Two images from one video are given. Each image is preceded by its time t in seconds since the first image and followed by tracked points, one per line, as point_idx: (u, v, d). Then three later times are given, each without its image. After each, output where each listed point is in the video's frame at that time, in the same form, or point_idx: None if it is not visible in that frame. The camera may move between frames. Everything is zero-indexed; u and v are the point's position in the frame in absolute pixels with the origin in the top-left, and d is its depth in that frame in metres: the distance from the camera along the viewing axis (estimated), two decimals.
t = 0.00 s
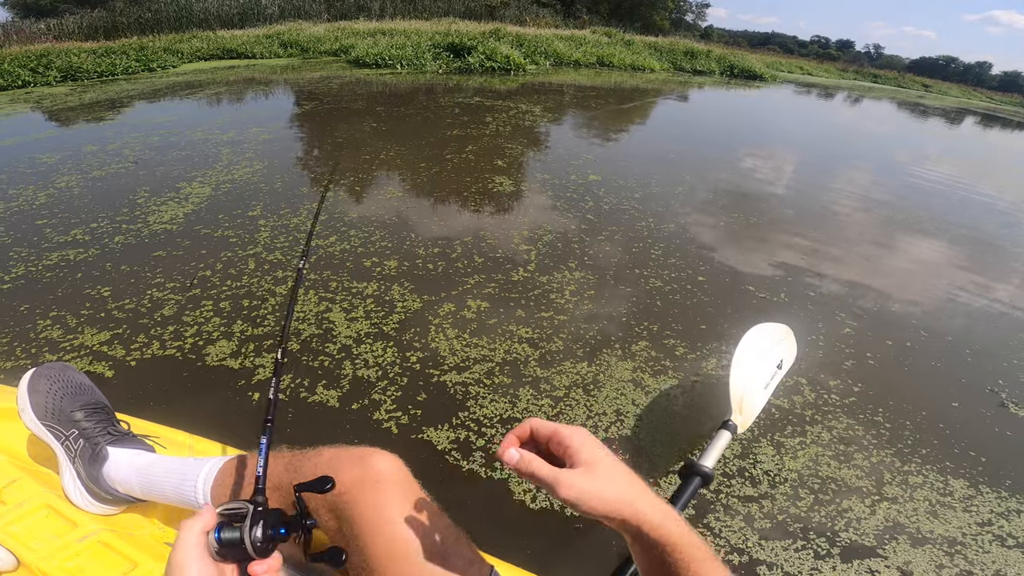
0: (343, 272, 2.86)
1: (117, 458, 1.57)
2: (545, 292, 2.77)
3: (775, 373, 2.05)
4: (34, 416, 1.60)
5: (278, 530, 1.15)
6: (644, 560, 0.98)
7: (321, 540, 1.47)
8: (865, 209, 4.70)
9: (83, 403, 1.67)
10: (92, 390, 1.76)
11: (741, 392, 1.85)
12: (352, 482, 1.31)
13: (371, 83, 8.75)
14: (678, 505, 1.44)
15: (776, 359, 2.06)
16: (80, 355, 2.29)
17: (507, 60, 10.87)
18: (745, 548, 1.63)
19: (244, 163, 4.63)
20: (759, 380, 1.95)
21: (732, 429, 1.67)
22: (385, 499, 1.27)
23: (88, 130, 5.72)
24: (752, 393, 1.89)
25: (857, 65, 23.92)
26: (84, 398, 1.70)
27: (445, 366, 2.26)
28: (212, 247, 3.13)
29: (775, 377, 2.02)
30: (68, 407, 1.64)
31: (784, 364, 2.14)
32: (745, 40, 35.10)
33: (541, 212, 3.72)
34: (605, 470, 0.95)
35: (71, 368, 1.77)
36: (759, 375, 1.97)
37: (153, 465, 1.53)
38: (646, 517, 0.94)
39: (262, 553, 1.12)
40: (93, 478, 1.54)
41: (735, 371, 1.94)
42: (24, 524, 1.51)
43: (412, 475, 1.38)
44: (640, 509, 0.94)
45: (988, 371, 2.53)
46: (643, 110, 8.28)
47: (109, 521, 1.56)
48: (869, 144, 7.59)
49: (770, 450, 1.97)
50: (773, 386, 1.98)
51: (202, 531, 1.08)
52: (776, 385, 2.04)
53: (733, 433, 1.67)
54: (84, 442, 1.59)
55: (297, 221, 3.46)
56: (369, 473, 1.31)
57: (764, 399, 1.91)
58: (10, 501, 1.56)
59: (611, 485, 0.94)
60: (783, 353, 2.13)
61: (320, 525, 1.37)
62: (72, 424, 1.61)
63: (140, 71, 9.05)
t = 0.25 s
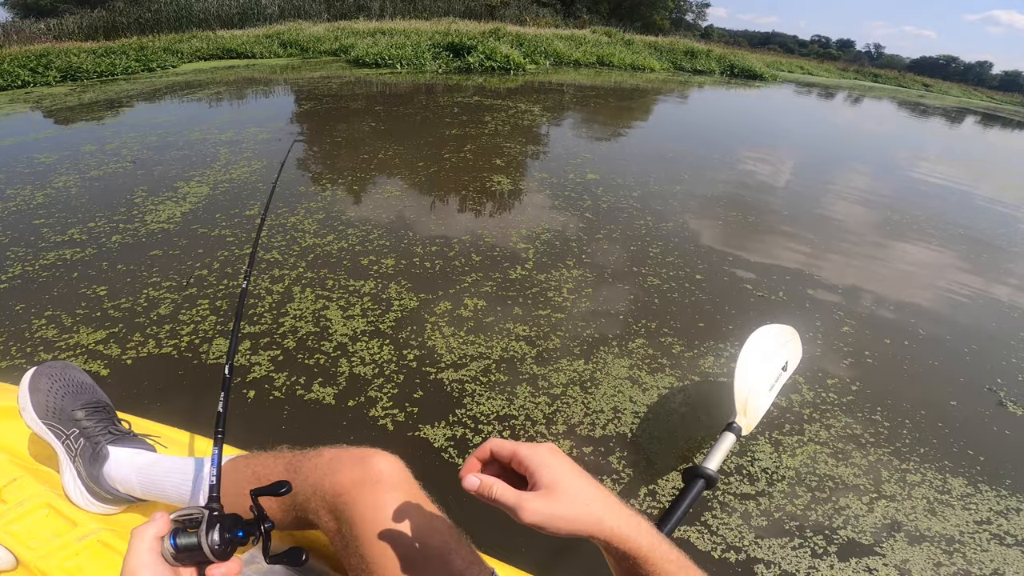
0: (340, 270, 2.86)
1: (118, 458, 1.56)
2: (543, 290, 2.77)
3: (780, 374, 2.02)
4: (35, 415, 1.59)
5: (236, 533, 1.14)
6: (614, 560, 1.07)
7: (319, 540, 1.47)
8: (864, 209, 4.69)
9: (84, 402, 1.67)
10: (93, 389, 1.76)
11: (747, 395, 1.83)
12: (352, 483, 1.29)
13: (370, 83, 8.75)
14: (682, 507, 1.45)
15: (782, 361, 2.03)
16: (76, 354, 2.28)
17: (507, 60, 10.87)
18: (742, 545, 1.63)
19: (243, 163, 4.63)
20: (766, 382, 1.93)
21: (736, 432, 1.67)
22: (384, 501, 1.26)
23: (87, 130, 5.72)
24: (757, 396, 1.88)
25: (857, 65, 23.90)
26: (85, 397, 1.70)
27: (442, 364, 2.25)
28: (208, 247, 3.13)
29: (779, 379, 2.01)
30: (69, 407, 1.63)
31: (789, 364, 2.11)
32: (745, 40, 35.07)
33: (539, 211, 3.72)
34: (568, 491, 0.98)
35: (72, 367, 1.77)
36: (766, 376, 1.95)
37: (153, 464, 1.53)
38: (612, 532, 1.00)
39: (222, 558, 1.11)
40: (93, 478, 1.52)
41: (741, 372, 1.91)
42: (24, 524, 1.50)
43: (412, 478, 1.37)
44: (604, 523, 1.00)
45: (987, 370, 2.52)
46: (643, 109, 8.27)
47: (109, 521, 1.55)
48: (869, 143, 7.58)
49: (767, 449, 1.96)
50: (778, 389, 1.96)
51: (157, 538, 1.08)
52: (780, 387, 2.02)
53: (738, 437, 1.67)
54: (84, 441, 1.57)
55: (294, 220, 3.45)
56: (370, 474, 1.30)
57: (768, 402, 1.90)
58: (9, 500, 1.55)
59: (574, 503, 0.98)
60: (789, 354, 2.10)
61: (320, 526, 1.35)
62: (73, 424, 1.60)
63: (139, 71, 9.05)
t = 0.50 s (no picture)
0: (339, 269, 2.86)
1: (121, 456, 1.54)
2: (541, 289, 2.77)
3: (784, 376, 2.05)
4: (41, 414, 1.59)
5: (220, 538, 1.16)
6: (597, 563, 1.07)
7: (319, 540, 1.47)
8: (863, 208, 4.69)
9: (90, 400, 1.66)
10: (99, 386, 1.75)
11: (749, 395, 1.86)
12: (353, 483, 1.29)
13: (370, 83, 8.75)
14: (687, 507, 1.53)
15: (787, 362, 2.07)
16: (74, 353, 2.29)
17: (507, 60, 10.87)
18: (737, 543, 1.63)
19: (242, 163, 4.64)
20: (769, 383, 1.96)
21: (738, 433, 1.73)
22: (385, 501, 1.26)
23: (87, 130, 5.72)
24: (760, 395, 1.91)
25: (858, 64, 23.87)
26: (91, 395, 1.69)
27: (439, 362, 2.25)
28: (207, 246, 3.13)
29: (784, 380, 2.03)
30: (74, 404, 1.63)
31: (794, 366, 2.14)
32: (746, 40, 35.02)
33: (537, 210, 3.72)
34: (548, 497, 1.00)
35: (78, 365, 1.77)
36: (770, 377, 1.97)
37: (156, 463, 1.51)
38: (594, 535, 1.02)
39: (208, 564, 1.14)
40: (97, 476, 1.51)
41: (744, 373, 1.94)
42: (28, 522, 1.51)
43: (412, 478, 1.37)
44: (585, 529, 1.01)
45: (985, 369, 2.52)
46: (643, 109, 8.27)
47: (113, 518, 1.55)
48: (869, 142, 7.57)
49: (764, 448, 1.96)
50: (783, 389, 1.99)
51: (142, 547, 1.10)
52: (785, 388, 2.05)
53: (739, 437, 1.73)
54: (88, 440, 1.57)
55: (293, 219, 3.45)
56: (371, 474, 1.30)
57: (773, 402, 1.92)
58: (12, 498, 1.56)
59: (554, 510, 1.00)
60: (793, 356, 2.13)
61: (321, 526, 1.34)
62: (78, 422, 1.59)
63: (140, 71, 9.05)
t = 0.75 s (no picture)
0: (336, 267, 2.86)
1: (126, 453, 1.57)
2: (538, 287, 2.77)
3: (789, 376, 2.02)
4: (46, 410, 1.58)
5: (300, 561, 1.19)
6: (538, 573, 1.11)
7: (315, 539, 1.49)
8: (862, 207, 4.69)
9: (95, 397, 1.65)
10: (103, 383, 1.75)
11: (754, 396, 1.85)
12: (352, 481, 1.36)
13: (370, 82, 8.76)
14: (692, 506, 1.54)
15: (791, 362, 2.03)
16: (72, 352, 2.29)
17: (507, 59, 10.86)
18: (733, 540, 1.63)
19: (241, 162, 4.64)
20: (774, 383, 1.93)
21: (742, 433, 1.75)
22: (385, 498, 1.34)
23: (86, 129, 5.73)
24: (765, 396, 1.88)
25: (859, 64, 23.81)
26: (96, 392, 1.68)
27: (437, 359, 2.26)
28: (205, 245, 3.13)
29: (789, 380, 2.00)
30: (79, 401, 1.62)
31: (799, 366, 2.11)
32: (747, 39, 34.98)
33: (536, 209, 3.72)
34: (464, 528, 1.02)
35: (82, 361, 1.75)
36: (774, 377, 1.95)
37: (160, 460, 1.53)
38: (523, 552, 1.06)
39: None
40: (101, 473, 1.53)
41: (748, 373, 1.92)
42: (32, 518, 1.50)
43: (411, 475, 1.47)
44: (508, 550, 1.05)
45: (982, 367, 2.53)
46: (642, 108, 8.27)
47: (116, 516, 1.55)
48: (869, 142, 7.56)
49: (760, 445, 1.96)
50: (787, 389, 1.96)
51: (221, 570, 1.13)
52: (789, 388, 2.02)
53: (743, 437, 1.74)
54: (93, 437, 1.57)
55: (291, 218, 3.46)
56: (371, 473, 1.38)
57: (777, 402, 1.90)
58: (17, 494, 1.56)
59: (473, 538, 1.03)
60: (798, 356, 2.10)
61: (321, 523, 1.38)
62: (82, 419, 1.59)
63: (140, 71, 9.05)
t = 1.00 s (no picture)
0: (337, 265, 2.87)
1: (135, 452, 1.57)
2: (538, 285, 2.78)
3: (793, 377, 2.03)
4: (56, 409, 1.59)
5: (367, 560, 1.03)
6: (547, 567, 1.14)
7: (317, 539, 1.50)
8: (862, 206, 4.69)
9: (104, 395, 1.67)
10: (112, 382, 1.77)
11: (758, 398, 1.85)
12: (361, 480, 1.35)
13: (370, 81, 8.76)
14: (694, 506, 1.53)
15: (795, 364, 2.04)
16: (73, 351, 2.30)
17: (507, 58, 10.86)
18: (732, 535, 1.64)
19: (242, 161, 4.65)
20: (778, 384, 1.93)
21: (747, 434, 1.72)
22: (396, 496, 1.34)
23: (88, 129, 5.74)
24: (770, 398, 1.89)
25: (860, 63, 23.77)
26: (105, 391, 1.70)
27: (438, 356, 2.26)
28: (205, 244, 3.14)
29: (793, 381, 2.01)
30: (87, 399, 1.63)
31: (803, 367, 2.13)
32: (747, 38, 34.93)
33: (536, 208, 3.72)
34: (477, 524, 1.05)
35: (91, 361, 1.77)
36: (779, 378, 1.95)
37: (168, 458, 1.54)
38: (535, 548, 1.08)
39: None
40: (111, 472, 1.53)
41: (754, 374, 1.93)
42: (41, 517, 1.51)
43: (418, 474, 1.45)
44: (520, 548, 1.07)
45: (980, 365, 2.53)
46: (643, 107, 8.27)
47: (124, 515, 1.55)
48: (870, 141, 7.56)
49: (759, 442, 1.97)
50: (792, 390, 1.97)
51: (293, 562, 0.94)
52: (793, 389, 2.02)
53: (748, 439, 1.72)
54: (102, 435, 1.58)
55: (292, 217, 3.46)
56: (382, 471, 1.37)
57: (781, 404, 1.91)
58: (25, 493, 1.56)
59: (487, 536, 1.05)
60: (802, 357, 2.11)
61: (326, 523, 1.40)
62: (91, 417, 1.60)
63: (140, 70, 9.06)
